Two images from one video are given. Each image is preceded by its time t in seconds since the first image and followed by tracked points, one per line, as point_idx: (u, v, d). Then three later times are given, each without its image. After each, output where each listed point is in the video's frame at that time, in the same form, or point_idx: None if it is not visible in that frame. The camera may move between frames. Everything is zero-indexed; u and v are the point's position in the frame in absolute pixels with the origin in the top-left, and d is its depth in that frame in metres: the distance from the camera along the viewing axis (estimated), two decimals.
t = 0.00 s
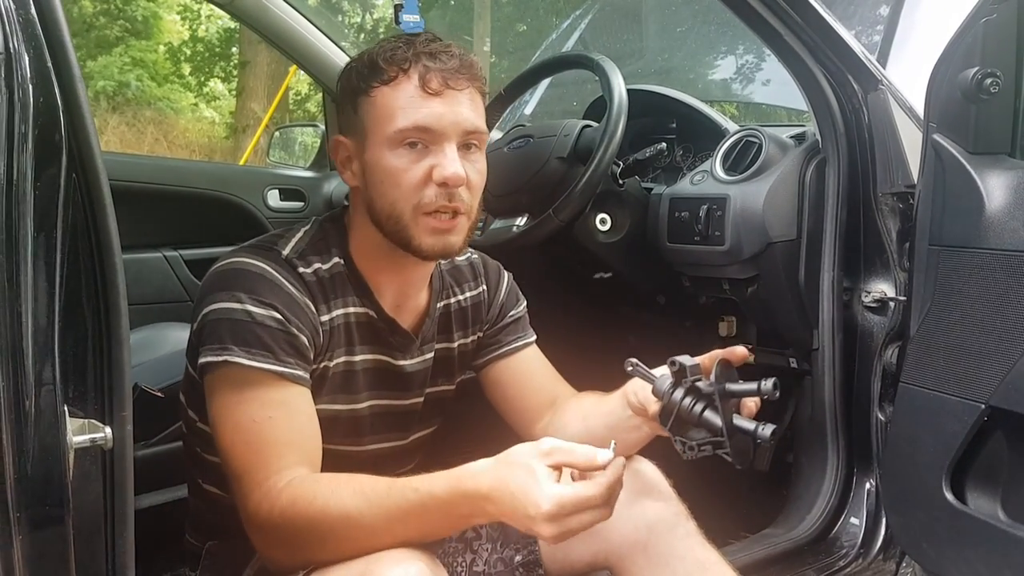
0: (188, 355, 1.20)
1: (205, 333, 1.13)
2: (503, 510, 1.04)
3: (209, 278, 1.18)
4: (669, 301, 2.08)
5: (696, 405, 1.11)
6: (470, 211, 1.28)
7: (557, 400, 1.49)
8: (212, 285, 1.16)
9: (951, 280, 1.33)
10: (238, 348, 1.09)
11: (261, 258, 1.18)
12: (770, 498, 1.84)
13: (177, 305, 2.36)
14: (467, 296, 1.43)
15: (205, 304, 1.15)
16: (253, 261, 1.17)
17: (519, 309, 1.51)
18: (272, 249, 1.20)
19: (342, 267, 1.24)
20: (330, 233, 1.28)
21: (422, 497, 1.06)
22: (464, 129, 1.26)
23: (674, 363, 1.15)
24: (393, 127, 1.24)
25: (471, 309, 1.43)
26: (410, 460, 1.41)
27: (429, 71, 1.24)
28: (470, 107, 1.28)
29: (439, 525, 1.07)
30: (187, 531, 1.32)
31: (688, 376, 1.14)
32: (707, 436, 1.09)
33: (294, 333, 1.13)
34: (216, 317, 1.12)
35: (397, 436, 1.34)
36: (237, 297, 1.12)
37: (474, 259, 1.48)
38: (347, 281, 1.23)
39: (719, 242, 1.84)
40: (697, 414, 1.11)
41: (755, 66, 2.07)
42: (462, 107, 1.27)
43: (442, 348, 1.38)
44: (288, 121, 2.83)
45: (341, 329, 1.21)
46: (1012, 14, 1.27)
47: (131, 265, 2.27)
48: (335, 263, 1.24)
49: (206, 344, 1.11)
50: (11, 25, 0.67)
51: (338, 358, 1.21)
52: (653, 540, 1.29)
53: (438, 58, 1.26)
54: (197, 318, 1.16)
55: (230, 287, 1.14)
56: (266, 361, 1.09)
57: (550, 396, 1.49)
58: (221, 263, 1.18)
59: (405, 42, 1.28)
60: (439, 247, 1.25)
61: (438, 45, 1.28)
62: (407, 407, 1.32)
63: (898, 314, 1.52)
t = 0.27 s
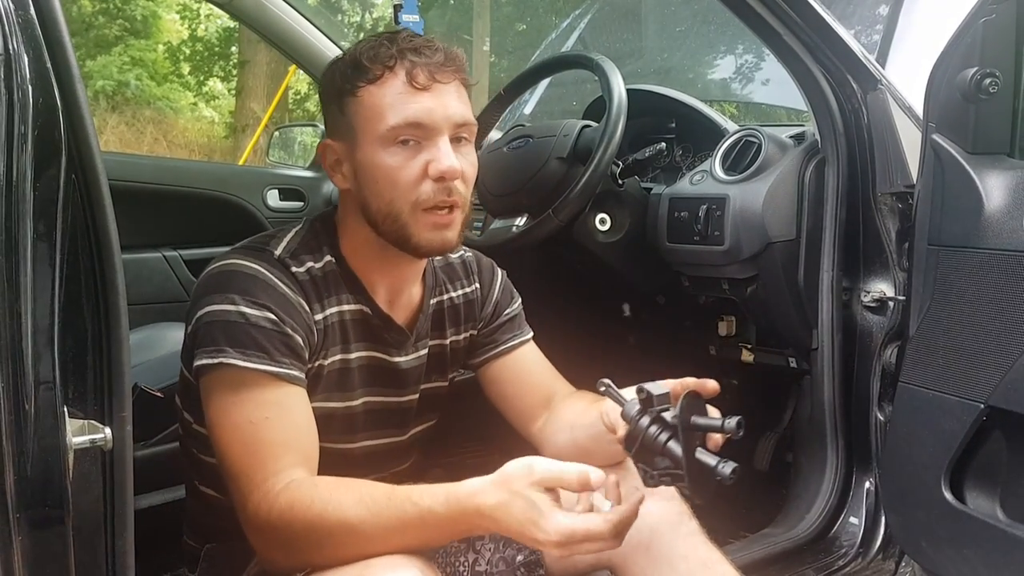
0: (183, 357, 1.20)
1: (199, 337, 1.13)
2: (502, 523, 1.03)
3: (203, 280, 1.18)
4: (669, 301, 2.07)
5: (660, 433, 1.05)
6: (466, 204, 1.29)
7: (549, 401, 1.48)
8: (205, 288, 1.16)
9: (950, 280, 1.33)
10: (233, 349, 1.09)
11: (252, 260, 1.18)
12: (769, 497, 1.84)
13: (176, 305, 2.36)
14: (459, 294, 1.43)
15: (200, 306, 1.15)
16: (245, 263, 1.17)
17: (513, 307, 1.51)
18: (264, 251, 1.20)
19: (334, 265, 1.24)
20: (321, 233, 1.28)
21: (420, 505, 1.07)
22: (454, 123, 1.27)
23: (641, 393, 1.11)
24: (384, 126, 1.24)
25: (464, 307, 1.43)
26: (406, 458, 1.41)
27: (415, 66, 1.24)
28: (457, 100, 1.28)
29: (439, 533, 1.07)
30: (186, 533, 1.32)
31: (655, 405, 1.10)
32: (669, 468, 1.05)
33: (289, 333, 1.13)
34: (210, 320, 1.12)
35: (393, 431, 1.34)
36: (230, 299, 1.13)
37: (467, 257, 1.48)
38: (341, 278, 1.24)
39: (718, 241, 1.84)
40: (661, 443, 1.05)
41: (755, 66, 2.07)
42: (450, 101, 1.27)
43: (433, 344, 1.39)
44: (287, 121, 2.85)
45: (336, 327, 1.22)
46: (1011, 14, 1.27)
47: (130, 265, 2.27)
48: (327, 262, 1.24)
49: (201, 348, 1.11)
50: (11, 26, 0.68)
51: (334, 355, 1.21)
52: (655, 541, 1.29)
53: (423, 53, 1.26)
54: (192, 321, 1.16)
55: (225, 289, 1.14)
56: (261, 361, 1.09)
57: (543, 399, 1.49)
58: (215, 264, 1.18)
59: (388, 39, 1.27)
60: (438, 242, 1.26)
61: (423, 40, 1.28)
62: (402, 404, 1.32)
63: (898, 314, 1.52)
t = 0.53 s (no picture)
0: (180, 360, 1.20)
1: (194, 341, 1.13)
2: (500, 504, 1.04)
3: (198, 284, 1.18)
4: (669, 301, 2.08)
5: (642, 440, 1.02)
6: (449, 205, 1.29)
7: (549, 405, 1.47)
8: (200, 292, 1.16)
9: (949, 280, 1.33)
10: (226, 353, 1.09)
11: (247, 264, 1.18)
12: (769, 496, 1.84)
13: (177, 305, 2.36)
14: (457, 295, 1.43)
15: (194, 310, 1.15)
16: (239, 267, 1.17)
17: (513, 309, 1.51)
18: (260, 253, 1.20)
19: (329, 267, 1.25)
20: (317, 234, 1.29)
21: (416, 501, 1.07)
22: (439, 123, 1.26)
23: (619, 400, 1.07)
24: (368, 126, 1.24)
25: (462, 308, 1.43)
26: (406, 459, 1.41)
27: (400, 66, 1.25)
28: (444, 101, 1.28)
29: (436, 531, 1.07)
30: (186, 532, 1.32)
31: (636, 412, 1.06)
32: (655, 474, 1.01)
33: (282, 337, 1.13)
34: (205, 324, 1.12)
35: (395, 432, 1.34)
36: (224, 303, 1.13)
37: (466, 258, 1.48)
38: (338, 280, 1.24)
39: (717, 242, 1.84)
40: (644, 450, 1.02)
41: (754, 66, 2.07)
42: (436, 102, 1.27)
43: (433, 346, 1.39)
44: (287, 121, 2.86)
45: (331, 329, 1.22)
46: (1010, 14, 1.27)
47: (131, 265, 2.27)
48: (323, 263, 1.25)
49: (194, 352, 1.11)
50: (10, 26, 0.68)
51: (328, 358, 1.22)
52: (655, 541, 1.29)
53: (409, 53, 1.26)
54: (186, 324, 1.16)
55: (218, 293, 1.14)
56: (252, 364, 1.09)
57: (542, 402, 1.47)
58: (211, 268, 1.18)
59: (376, 40, 1.27)
60: (421, 243, 1.26)
61: (410, 40, 1.28)
62: (403, 405, 1.32)
63: (898, 313, 1.52)
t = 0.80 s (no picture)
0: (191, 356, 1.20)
1: (206, 337, 1.12)
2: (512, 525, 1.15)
3: (212, 281, 1.18)
4: (668, 300, 2.08)
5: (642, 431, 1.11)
6: (454, 206, 1.29)
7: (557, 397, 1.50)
8: (214, 288, 1.16)
9: (948, 279, 1.34)
10: (238, 348, 1.09)
11: (261, 262, 1.18)
12: (769, 496, 1.85)
13: (176, 305, 2.36)
14: (464, 297, 1.42)
15: (208, 307, 1.15)
16: (255, 264, 1.17)
17: (521, 311, 1.50)
18: (273, 252, 1.20)
19: (341, 267, 1.25)
20: (326, 231, 1.29)
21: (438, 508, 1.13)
22: (438, 124, 1.26)
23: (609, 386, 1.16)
24: (369, 130, 1.24)
25: (470, 311, 1.42)
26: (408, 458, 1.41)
27: (397, 70, 1.24)
28: (444, 103, 1.28)
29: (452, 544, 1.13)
30: (189, 529, 1.32)
31: (627, 397, 1.15)
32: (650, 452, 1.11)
33: (295, 335, 1.13)
34: (219, 320, 1.11)
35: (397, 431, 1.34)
36: (238, 299, 1.12)
37: (473, 261, 1.47)
38: (349, 280, 1.24)
39: (716, 241, 1.85)
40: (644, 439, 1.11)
41: (753, 66, 2.07)
42: (435, 104, 1.26)
43: (442, 346, 1.38)
44: (287, 122, 2.85)
45: (342, 329, 1.22)
46: (1008, 14, 1.27)
47: (130, 266, 2.28)
48: (335, 264, 1.25)
49: (208, 347, 1.11)
50: (10, 26, 0.68)
51: (339, 357, 1.22)
52: (653, 540, 1.29)
53: (404, 57, 1.26)
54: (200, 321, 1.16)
55: (232, 290, 1.14)
56: (264, 360, 1.09)
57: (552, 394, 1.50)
58: (225, 265, 1.19)
59: (372, 45, 1.27)
60: (428, 240, 1.26)
61: (406, 43, 1.28)
62: (409, 405, 1.33)
63: (897, 313, 1.52)
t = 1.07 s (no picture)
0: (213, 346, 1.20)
1: (234, 323, 1.12)
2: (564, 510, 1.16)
3: (238, 271, 1.18)
4: (668, 300, 2.08)
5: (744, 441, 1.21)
6: (474, 200, 1.29)
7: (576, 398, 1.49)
8: (240, 278, 1.16)
9: (949, 278, 1.34)
10: (266, 336, 1.09)
11: (288, 253, 1.18)
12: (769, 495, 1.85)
13: (177, 305, 2.36)
14: (479, 297, 1.43)
15: (234, 296, 1.15)
16: (282, 256, 1.17)
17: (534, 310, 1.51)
18: (300, 244, 1.21)
19: (363, 261, 1.24)
20: (350, 227, 1.29)
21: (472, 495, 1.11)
22: (463, 121, 1.27)
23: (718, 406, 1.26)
24: (396, 123, 1.25)
25: (485, 309, 1.43)
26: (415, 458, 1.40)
27: (427, 67, 1.26)
28: (470, 101, 1.30)
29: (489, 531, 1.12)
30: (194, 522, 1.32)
31: (735, 416, 1.25)
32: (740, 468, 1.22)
33: (320, 324, 1.13)
34: (246, 308, 1.12)
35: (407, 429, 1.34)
36: (266, 288, 1.13)
37: (484, 262, 1.48)
38: (371, 274, 1.24)
39: (717, 241, 1.85)
40: (742, 448, 1.21)
41: (753, 66, 2.07)
42: (461, 102, 1.28)
43: (457, 345, 1.38)
44: (288, 122, 2.82)
45: (366, 322, 1.22)
46: (1008, 13, 1.27)
47: (130, 266, 2.27)
48: (357, 258, 1.24)
49: (235, 333, 1.11)
50: (12, 26, 0.68)
51: (362, 349, 1.22)
52: (651, 539, 1.28)
53: (435, 54, 1.27)
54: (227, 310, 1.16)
55: (261, 279, 1.14)
56: (292, 347, 1.08)
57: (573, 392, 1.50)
58: (250, 257, 1.18)
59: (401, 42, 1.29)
60: (448, 236, 1.27)
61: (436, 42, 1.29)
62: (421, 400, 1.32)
63: (897, 312, 1.52)
